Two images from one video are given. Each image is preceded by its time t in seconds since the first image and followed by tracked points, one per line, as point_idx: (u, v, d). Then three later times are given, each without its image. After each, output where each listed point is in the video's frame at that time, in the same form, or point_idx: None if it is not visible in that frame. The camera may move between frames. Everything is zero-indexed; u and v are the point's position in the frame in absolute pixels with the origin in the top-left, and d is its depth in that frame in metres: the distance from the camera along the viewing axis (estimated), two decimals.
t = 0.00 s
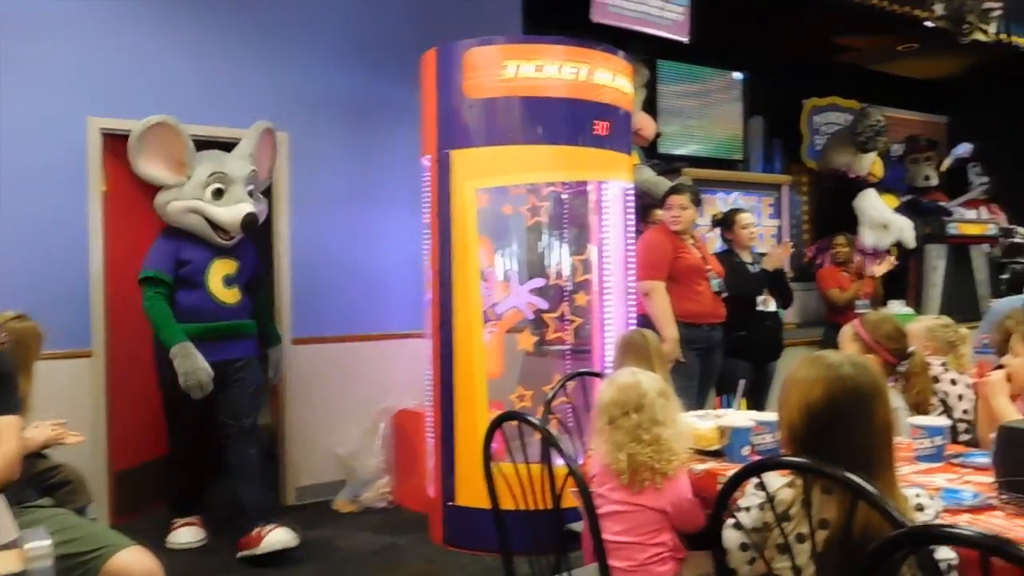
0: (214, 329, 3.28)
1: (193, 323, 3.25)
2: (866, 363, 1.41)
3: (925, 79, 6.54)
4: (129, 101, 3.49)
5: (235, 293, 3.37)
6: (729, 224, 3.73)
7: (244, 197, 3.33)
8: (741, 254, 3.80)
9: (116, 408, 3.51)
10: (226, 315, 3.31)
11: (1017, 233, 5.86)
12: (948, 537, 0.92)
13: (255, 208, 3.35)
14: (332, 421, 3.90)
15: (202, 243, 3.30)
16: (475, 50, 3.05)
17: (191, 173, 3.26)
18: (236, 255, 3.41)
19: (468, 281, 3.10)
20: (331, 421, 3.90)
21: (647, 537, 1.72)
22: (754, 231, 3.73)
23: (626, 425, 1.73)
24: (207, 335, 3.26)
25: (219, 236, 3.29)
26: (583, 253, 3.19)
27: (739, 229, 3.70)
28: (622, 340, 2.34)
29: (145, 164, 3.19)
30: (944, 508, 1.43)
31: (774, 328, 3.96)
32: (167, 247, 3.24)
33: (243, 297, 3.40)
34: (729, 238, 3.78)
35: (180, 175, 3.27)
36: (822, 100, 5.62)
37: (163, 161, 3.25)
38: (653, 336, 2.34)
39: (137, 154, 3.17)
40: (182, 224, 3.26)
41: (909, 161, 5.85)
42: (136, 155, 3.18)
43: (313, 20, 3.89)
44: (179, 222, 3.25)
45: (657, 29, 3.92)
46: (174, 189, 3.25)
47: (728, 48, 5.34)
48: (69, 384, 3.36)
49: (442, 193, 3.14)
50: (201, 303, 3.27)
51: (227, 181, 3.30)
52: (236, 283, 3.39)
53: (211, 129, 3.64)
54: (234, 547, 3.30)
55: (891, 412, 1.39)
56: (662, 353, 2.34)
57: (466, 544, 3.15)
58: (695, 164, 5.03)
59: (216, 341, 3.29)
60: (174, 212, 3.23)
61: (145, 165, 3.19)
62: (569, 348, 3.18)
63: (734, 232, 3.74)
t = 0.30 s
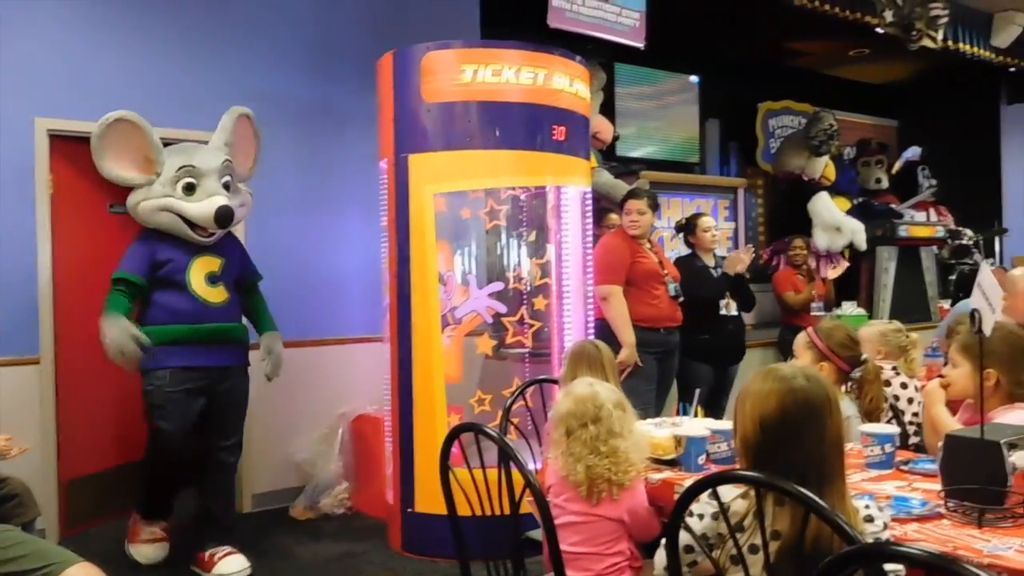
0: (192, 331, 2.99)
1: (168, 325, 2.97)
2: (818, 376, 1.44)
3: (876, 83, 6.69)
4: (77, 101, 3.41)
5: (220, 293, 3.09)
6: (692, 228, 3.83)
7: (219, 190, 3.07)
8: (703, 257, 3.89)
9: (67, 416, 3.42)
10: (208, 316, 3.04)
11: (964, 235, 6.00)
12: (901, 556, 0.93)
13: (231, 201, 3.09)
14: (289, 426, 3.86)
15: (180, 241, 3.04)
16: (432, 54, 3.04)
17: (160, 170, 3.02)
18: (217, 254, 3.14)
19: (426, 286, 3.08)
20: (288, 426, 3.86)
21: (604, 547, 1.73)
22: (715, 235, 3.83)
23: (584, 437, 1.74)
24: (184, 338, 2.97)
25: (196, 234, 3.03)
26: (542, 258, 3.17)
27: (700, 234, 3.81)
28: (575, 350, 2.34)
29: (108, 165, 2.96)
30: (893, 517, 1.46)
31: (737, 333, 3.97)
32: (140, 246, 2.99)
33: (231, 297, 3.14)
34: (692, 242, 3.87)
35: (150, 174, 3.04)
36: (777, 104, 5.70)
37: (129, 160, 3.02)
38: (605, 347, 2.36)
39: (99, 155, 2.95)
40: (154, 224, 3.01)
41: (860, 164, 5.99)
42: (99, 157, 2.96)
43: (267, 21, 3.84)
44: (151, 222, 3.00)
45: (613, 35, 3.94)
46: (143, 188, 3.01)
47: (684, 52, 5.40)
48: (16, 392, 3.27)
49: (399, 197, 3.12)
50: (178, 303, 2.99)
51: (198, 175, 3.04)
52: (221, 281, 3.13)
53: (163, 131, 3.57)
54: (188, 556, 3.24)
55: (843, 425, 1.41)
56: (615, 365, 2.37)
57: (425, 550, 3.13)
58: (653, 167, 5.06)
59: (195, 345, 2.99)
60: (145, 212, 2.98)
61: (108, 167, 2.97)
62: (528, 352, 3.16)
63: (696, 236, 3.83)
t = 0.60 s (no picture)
0: (205, 326, 2.88)
1: (184, 320, 2.87)
2: (818, 372, 1.44)
3: (875, 79, 6.69)
4: (75, 95, 3.40)
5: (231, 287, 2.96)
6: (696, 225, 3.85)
7: (220, 179, 2.96)
8: (707, 252, 3.87)
9: (68, 410, 3.43)
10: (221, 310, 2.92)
11: (964, 231, 6.01)
12: (904, 551, 0.93)
13: (234, 189, 2.96)
14: (288, 420, 3.86)
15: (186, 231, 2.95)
16: (431, 49, 3.03)
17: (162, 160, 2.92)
18: (231, 244, 3.02)
19: (425, 281, 3.08)
20: (287, 420, 3.86)
21: (604, 542, 1.73)
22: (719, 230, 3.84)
23: (585, 433, 1.74)
24: (201, 334, 2.87)
25: (203, 226, 2.94)
26: (542, 252, 3.18)
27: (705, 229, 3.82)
28: (572, 345, 2.34)
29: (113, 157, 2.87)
30: (892, 512, 1.46)
31: (740, 329, 3.98)
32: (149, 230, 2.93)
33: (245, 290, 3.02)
34: (697, 238, 3.87)
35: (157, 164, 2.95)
36: (777, 98, 5.68)
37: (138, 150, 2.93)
38: (599, 342, 2.36)
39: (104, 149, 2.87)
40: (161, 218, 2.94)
41: (860, 159, 6.01)
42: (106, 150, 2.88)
43: (265, 16, 3.84)
44: (158, 216, 2.92)
45: (612, 30, 3.93)
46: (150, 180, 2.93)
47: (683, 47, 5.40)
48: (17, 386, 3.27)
49: (398, 191, 3.11)
50: (191, 299, 2.89)
51: (198, 164, 2.94)
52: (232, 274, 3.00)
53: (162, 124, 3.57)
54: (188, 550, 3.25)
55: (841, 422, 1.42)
56: (611, 360, 2.37)
57: (425, 545, 3.13)
58: (651, 162, 5.06)
59: (216, 341, 2.89)
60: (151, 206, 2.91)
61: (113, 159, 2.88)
62: (528, 347, 3.18)
63: (701, 232, 3.84)
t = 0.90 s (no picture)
0: (248, 329, 2.75)
1: (228, 321, 2.74)
2: (812, 365, 1.43)
3: (888, 73, 6.66)
4: (89, 97, 3.43)
5: (274, 285, 2.85)
6: (711, 222, 3.84)
7: (262, 173, 2.88)
8: (722, 249, 3.88)
9: (83, 410, 3.46)
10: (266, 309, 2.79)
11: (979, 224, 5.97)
12: (921, 545, 0.93)
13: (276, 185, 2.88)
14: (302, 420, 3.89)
15: (226, 228, 2.81)
16: (441, 47, 3.04)
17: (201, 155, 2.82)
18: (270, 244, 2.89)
19: (438, 280, 3.08)
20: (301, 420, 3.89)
21: (620, 540, 1.73)
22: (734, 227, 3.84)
23: (603, 431, 1.72)
24: (245, 337, 2.74)
25: (246, 222, 2.82)
26: (554, 250, 3.16)
27: (719, 225, 3.81)
28: (586, 341, 2.34)
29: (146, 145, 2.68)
30: (910, 507, 1.45)
31: (756, 326, 3.94)
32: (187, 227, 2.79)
33: (284, 289, 2.89)
34: (711, 234, 3.87)
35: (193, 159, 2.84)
36: (789, 93, 5.64)
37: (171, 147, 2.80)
38: (615, 339, 2.35)
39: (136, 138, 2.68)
40: (197, 213, 2.80)
41: (873, 153, 5.97)
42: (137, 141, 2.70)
43: (277, 16, 3.86)
44: (195, 211, 2.78)
45: (623, 26, 3.92)
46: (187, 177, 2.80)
47: (694, 43, 5.38)
48: (35, 387, 3.30)
49: (410, 189, 3.12)
50: (234, 300, 2.75)
51: (241, 158, 2.86)
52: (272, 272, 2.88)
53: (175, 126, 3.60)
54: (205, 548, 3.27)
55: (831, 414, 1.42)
56: (627, 357, 2.36)
57: (440, 542, 3.15)
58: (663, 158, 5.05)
59: (258, 344, 2.76)
60: (190, 201, 2.77)
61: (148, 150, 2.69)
62: (541, 345, 3.17)
63: (716, 228, 3.83)
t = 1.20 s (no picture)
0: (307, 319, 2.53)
1: (290, 311, 2.51)
2: (798, 356, 1.41)
3: (905, 77, 6.63)
4: (109, 96, 3.46)
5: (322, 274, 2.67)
6: (724, 225, 3.87)
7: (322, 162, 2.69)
8: (738, 254, 3.89)
9: (99, 407, 3.49)
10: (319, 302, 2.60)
11: (996, 230, 5.93)
12: (935, 546, 0.93)
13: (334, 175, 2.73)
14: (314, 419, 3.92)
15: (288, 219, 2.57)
16: (458, 49, 3.05)
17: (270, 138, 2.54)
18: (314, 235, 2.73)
19: (452, 280, 3.10)
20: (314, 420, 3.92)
21: (631, 542, 1.73)
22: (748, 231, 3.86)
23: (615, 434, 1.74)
24: (309, 328, 2.54)
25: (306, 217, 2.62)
26: (569, 252, 3.18)
27: (733, 229, 3.83)
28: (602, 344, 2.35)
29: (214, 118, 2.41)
30: (925, 511, 1.44)
31: (770, 330, 3.91)
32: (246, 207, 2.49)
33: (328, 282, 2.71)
34: (725, 238, 3.88)
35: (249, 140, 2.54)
36: (804, 97, 5.64)
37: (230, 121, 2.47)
38: (632, 340, 2.35)
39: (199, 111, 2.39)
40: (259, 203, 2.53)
41: (890, 158, 5.97)
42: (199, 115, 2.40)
43: (295, 17, 3.89)
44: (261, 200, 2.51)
45: (639, 28, 3.93)
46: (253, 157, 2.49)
47: (709, 46, 5.37)
48: (54, 383, 3.33)
49: (425, 190, 3.13)
50: (292, 288, 2.52)
51: (309, 145, 2.63)
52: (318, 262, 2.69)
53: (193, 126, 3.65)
54: (218, 545, 3.29)
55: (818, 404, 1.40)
56: (644, 360, 2.36)
57: (451, 543, 3.15)
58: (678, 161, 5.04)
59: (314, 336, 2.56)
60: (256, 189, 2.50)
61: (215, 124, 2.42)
62: (554, 346, 3.18)
63: (730, 231, 3.85)
